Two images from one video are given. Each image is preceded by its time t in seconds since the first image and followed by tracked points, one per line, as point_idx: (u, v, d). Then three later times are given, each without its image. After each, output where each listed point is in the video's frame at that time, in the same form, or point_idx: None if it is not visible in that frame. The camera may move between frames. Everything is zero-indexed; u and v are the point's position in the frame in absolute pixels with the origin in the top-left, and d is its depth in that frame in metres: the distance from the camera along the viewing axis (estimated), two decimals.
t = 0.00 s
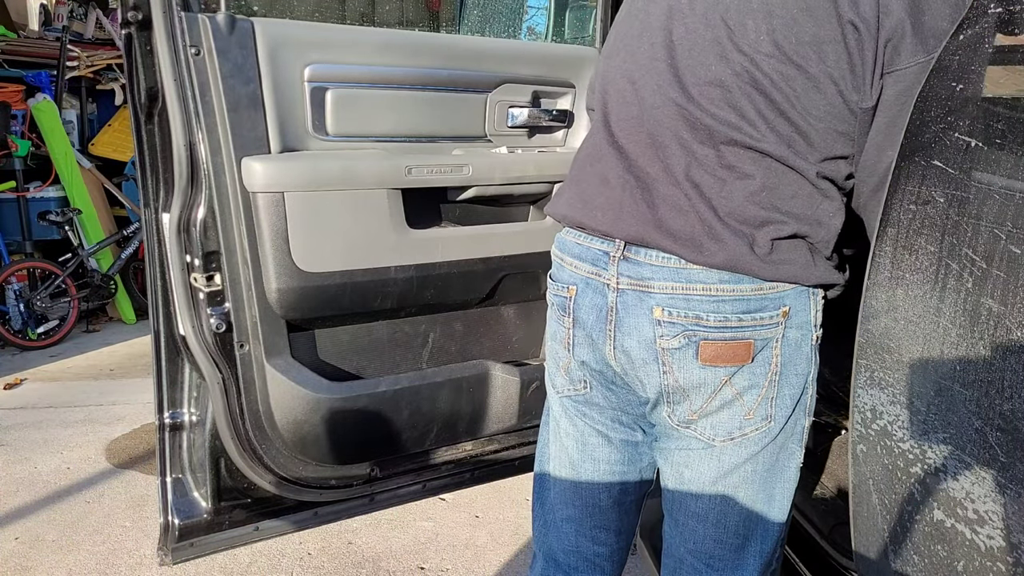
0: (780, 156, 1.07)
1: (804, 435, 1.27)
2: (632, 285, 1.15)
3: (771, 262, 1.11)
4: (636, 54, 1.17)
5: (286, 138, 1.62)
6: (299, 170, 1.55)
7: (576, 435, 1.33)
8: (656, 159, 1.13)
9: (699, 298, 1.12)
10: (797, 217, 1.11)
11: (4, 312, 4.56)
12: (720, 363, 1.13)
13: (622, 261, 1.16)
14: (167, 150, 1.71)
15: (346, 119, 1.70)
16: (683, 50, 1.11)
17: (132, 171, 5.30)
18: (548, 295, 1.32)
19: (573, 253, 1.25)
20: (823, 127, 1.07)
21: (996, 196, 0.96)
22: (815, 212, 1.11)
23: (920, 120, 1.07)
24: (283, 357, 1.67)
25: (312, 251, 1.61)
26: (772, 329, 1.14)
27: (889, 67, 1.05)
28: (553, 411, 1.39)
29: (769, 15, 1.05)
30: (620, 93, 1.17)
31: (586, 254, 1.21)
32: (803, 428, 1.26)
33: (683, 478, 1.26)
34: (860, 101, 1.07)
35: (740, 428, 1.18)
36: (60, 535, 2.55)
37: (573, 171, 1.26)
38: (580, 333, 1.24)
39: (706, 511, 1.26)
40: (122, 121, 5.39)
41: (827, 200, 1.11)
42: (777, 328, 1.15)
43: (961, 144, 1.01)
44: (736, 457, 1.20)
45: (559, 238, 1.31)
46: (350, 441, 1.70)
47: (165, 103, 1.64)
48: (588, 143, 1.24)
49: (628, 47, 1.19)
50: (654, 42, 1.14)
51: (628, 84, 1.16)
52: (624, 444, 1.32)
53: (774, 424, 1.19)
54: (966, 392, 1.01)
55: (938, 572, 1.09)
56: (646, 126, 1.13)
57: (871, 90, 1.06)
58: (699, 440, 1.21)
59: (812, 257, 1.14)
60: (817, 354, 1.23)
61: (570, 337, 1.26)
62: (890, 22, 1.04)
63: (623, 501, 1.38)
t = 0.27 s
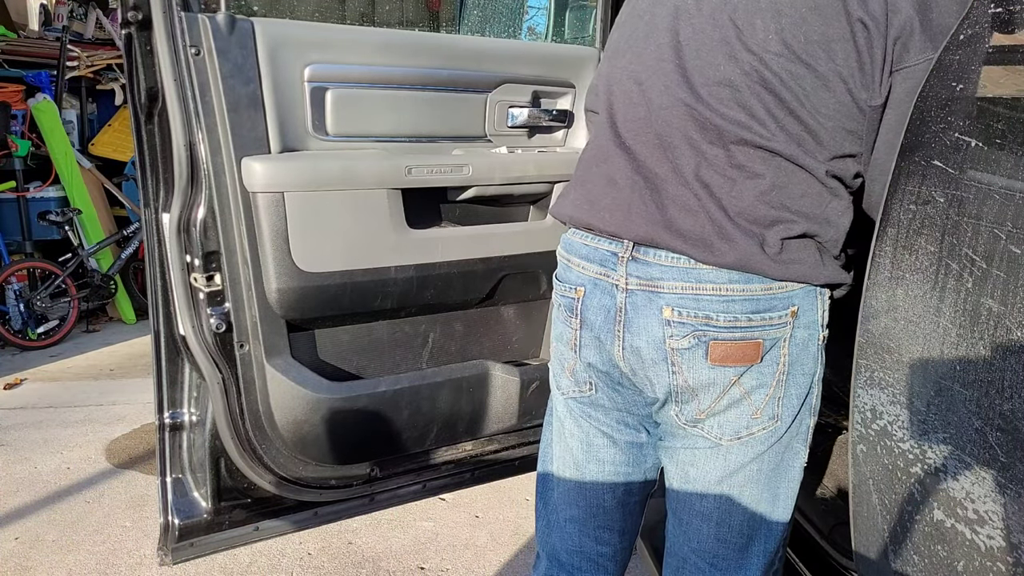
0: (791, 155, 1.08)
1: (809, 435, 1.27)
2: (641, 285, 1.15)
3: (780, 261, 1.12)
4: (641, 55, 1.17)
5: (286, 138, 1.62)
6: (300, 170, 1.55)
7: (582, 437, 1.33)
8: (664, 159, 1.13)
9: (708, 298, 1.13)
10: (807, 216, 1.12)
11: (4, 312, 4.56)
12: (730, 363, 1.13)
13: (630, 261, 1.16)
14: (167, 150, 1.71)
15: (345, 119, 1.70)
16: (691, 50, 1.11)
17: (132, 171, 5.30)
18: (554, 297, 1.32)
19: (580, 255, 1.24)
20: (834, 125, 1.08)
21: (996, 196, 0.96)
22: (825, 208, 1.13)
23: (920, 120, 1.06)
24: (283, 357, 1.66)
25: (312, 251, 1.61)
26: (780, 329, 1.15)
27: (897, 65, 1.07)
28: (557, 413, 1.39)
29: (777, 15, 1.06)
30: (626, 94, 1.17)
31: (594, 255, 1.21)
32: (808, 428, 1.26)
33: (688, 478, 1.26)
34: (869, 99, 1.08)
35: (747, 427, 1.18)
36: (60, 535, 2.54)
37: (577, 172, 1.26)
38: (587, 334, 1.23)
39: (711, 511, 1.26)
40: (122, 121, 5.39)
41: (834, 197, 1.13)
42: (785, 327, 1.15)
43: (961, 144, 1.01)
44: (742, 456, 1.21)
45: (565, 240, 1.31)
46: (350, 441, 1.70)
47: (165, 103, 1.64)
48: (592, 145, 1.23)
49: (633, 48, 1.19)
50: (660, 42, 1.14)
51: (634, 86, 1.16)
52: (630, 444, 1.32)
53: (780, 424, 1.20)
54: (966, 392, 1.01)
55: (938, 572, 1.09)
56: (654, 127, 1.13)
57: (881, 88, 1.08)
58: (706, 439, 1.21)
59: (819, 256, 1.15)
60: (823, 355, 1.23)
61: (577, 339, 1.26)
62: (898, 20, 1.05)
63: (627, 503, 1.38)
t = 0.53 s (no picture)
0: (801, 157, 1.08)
1: (811, 436, 1.28)
2: (648, 287, 1.15)
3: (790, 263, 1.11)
4: (644, 57, 1.15)
5: (286, 138, 1.62)
6: (300, 170, 1.55)
7: (585, 440, 1.33)
8: (671, 161, 1.12)
9: (717, 300, 1.12)
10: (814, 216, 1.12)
11: (4, 312, 4.56)
12: (738, 365, 1.13)
13: (637, 263, 1.16)
14: (167, 150, 1.71)
15: (345, 119, 1.70)
16: (698, 51, 1.11)
17: (132, 171, 5.30)
18: (557, 301, 1.31)
19: (585, 257, 1.23)
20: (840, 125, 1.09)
21: (996, 196, 0.96)
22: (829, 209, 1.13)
23: (920, 120, 1.07)
24: (283, 357, 1.66)
25: (312, 251, 1.61)
26: (787, 330, 1.15)
27: (903, 65, 1.08)
28: (559, 416, 1.38)
29: (784, 15, 1.06)
30: (631, 95, 1.16)
31: (600, 257, 1.20)
32: (810, 429, 1.27)
33: (692, 479, 1.26)
34: (875, 100, 1.09)
35: (753, 428, 1.19)
36: (60, 535, 2.55)
37: (580, 173, 1.25)
38: (592, 337, 1.22)
39: (715, 512, 1.26)
40: (122, 121, 5.39)
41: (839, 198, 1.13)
42: (791, 328, 1.16)
43: (961, 144, 1.01)
44: (747, 457, 1.21)
45: (568, 242, 1.29)
46: (350, 441, 1.70)
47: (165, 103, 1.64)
48: (596, 145, 1.21)
49: (637, 48, 1.17)
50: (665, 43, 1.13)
51: (639, 87, 1.15)
52: (633, 446, 1.32)
53: (785, 424, 1.20)
54: (966, 392, 1.01)
55: (938, 572, 1.09)
56: (661, 128, 1.12)
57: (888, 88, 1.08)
58: (712, 440, 1.21)
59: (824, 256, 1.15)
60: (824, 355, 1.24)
61: (581, 342, 1.25)
62: (903, 21, 1.06)
63: (629, 505, 1.38)
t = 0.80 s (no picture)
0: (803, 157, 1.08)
1: (812, 437, 1.28)
2: (651, 288, 1.15)
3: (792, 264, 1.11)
4: (647, 57, 1.15)
5: (286, 138, 1.62)
6: (300, 170, 1.55)
7: (585, 442, 1.33)
8: (674, 162, 1.12)
9: (720, 301, 1.12)
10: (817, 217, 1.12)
11: (4, 312, 4.56)
12: (740, 365, 1.13)
13: (639, 264, 1.15)
14: (167, 150, 1.71)
15: (345, 119, 1.70)
16: (701, 51, 1.11)
17: (132, 171, 5.30)
18: (558, 302, 1.31)
19: (587, 258, 1.23)
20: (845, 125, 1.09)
21: (996, 196, 0.96)
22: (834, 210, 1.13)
23: (921, 120, 1.07)
24: (283, 357, 1.66)
25: (312, 251, 1.61)
26: (790, 331, 1.15)
27: (907, 68, 1.08)
28: (559, 417, 1.38)
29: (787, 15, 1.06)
30: (634, 97, 1.16)
31: (602, 258, 1.20)
32: (811, 429, 1.27)
33: (693, 479, 1.26)
34: (879, 102, 1.09)
35: (755, 429, 1.19)
36: (60, 535, 2.54)
37: (581, 174, 1.25)
38: (594, 339, 1.22)
39: (716, 513, 1.26)
40: (122, 121, 5.39)
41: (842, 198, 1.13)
42: (794, 329, 1.16)
43: (961, 144, 1.01)
44: (748, 458, 1.21)
45: (570, 243, 1.29)
46: (350, 442, 1.71)
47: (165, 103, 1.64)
48: (597, 147, 1.21)
49: (639, 49, 1.17)
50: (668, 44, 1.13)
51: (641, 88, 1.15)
52: (634, 448, 1.32)
53: (786, 425, 1.20)
54: (966, 392, 1.01)
55: (938, 572, 1.09)
56: (664, 129, 1.12)
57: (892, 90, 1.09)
58: (714, 441, 1.21)
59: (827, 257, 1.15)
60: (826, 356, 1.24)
61: (582, 344, 1.24)
62: (908, 24, 1.07)
63: (630, 507, 1.38)
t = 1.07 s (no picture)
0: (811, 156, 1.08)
1: (815, 439, 1.28)
2: (658, 290, 1.14)
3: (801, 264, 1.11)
4: (649, 63, 1.15)
5: (286, 138, 1.62)
6: (300, 169, 1.55)
7: (589, 446, 1.33)
8: (677, 164, 1.12)
9: (728, 302, 1.12)
10: (824, 217, 1.11)
11: (4, 312, 4.56)
12: (747, 367, 1.13)
13: (646, 265, 1.15)
14: (167, 150, 1.71)
15: (345, 119, 1.70)
16: (705, 52, 1.10)
17: (132, 171, 5.30)
18: (563, 305, 1.31)
19: (592, 261, 1.23)
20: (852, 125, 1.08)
21: (996, 196, 0.96)
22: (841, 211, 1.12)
23: (921, 120, 1.07)
24: (283, 357, 1.67)
25: (311, 250, 1.60)
26: (796, 332, 1.15)
27: (909, 64, 1.07)
28: (564, 420, 1.38)
29: (788, 15, 1.06)
30: (636, 100, 1.15)
31: (608, 260, 1.20)
32: (815, 431, 1.27)
33: (695, 480, 1.26)
34: (887, 93, 1.08)
35: (760, 430, 1.19)
36: (60, 535, 2.55)
37: (584, 181, 1.25)
38: (599, 342, 1.22)
39: (719, 515, 1.26)
40: (122, 121, 5.39)
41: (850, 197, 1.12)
42: (800, 331, 1.16)
43: (961, 144, 1.01)
44: (753, 459, 1.21)
45: (575, 245, 1.29)
46: (350, 442, 1.71)
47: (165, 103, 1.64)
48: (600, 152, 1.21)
49: (641, 52, 1.17)
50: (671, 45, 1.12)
51: (643, 91, 1.14)
52: (638, 450, 1.33)
53: (790, 426, 1.20)
54: (966, 392, 1.01)
55: (938, 572, 1.09)
56: (667, 131, 1.12)
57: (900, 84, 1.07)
58: (718, 442, 1.21)
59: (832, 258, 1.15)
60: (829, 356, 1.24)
61: (587, 347, 1.24)
62: (913, 15, 1.06)
63: (634, 509, 1.38)
